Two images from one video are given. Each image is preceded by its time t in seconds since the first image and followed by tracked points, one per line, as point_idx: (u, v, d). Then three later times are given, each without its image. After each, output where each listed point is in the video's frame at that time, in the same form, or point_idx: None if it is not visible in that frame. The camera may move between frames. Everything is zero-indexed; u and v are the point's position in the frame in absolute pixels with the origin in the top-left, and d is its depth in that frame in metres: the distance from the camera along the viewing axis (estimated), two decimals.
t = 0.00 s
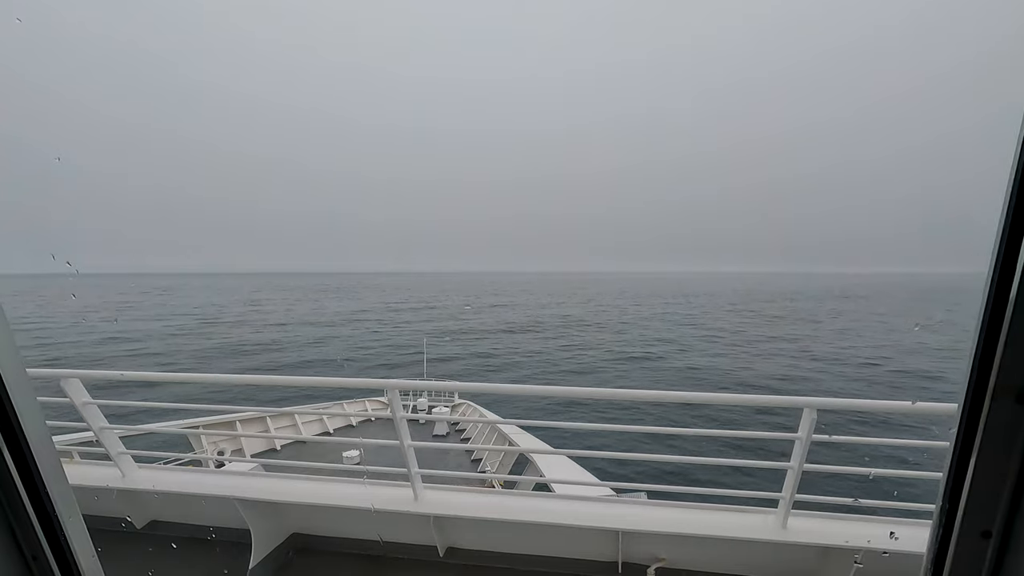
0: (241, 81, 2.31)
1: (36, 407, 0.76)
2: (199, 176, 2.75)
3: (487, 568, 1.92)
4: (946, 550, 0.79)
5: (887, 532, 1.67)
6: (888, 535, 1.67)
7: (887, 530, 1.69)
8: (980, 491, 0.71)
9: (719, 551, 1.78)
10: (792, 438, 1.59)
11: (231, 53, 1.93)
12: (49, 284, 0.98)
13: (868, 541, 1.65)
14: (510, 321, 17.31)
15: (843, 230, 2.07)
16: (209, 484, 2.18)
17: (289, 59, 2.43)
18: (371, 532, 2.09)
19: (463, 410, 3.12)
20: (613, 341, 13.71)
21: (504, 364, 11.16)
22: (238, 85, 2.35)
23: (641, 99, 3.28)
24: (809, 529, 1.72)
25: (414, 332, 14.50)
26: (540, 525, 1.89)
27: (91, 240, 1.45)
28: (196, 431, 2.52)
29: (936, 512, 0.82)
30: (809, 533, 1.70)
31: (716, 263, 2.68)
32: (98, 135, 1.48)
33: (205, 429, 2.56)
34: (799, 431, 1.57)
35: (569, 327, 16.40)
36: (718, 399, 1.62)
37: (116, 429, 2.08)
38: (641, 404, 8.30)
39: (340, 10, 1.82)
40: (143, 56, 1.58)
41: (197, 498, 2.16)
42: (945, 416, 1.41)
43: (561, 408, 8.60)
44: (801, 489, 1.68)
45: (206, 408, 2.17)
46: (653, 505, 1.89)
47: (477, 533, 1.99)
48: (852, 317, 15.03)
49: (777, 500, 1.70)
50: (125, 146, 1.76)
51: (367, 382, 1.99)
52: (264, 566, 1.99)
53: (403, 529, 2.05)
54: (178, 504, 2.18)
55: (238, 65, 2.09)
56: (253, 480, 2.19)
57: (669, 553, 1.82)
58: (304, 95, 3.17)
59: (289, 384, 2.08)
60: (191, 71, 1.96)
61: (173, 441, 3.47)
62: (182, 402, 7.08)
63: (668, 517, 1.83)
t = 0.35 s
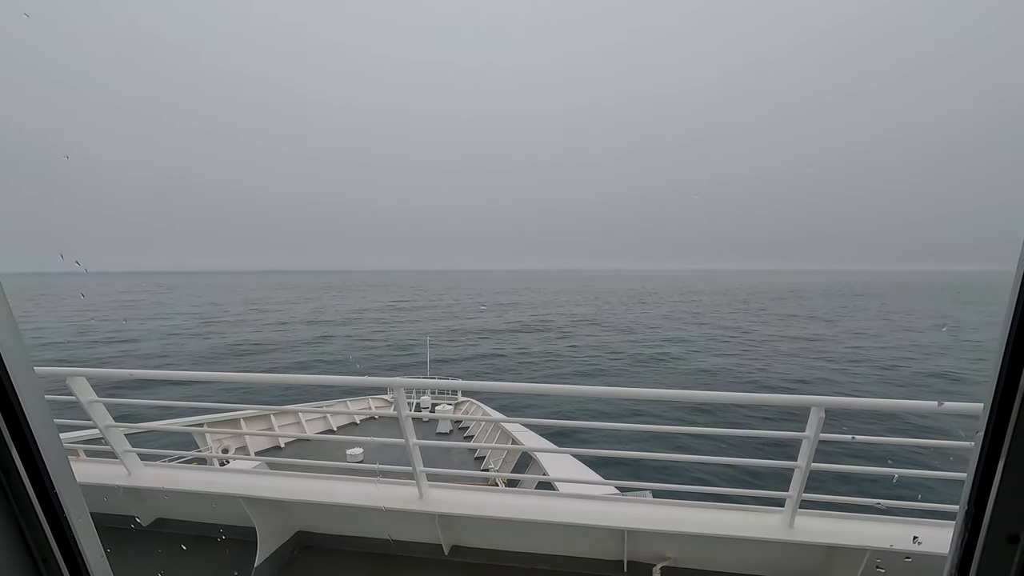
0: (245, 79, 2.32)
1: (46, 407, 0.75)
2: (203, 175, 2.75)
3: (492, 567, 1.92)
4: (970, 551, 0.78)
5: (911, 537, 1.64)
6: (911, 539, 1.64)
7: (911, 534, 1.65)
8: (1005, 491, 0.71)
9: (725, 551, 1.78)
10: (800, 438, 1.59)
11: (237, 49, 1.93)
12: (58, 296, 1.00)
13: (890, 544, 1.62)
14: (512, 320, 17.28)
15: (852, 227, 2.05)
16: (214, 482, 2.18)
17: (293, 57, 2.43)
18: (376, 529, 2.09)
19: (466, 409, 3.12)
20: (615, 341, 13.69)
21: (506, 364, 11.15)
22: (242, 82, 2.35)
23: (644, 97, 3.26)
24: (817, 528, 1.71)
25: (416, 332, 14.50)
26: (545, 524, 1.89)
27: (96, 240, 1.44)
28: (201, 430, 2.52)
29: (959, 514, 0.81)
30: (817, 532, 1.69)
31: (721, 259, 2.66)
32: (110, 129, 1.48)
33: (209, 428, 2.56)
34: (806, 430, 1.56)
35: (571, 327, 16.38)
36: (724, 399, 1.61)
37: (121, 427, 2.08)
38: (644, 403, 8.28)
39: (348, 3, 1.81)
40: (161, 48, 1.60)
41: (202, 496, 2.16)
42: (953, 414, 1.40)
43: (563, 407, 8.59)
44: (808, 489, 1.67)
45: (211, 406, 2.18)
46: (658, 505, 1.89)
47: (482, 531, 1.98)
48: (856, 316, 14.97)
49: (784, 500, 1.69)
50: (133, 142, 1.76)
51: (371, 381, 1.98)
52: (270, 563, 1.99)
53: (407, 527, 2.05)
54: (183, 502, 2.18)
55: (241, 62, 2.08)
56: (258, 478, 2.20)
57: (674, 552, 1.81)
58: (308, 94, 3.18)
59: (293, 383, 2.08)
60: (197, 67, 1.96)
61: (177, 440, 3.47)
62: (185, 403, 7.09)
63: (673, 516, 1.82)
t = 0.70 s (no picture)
0: (248, 75, 2.31)
1: (52, 405, 0.76)
2: (207, 175, 2.75)
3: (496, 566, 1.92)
4: (990, 556, 0.77)
5: (934, 532, 1.65)
6: (934, 535, 1.65)
7: (933, 529, 1.67)
8: None
9: (731, 550, 1.77)
10: (806, 436, 1.58)
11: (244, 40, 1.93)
12: (73, 294, 1.01)
13: (912, 540, 1.62)
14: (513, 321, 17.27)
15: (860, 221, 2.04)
16: (218, 481, 2.18)
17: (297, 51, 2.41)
18: (380, 528, 2.09)
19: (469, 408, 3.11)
20: (617, 342, 13.68)
21: (507, 365, 11.14)
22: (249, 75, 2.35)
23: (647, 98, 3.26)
24: (823, 527, 1.71)
25: (418, 333, 14.48)
26: (549, 523, 1.89)
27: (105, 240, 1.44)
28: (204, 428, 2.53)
29: (977, 519, 0.80)
30: (823, 531, 1.69)
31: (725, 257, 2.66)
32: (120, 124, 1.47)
33: (212, 427, 2.56)
34: (812, 429, 1.55)
35: (573, 329, 16.34)
36: (729, 397, 1.61)
37: (124, 425, 2.08)
38: (646, 403, 8.27)
39: None
40: (172, 46, 1.60)
41: (206, 494, 2.17)
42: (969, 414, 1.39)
43: (565, 408, 8.57)
44: (814, 487, 1.66)
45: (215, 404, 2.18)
46: (663, 504, 1.88)
47: (486, 530, 1.98)
48: (860, 318, 14.90)
49: (790, 499, 1.69)
50: (140, 138, 1.75)
51: (375, 379, 1.98)
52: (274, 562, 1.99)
53: (412, 526, 2.05)
54: (187, 501, 2.18)
55: (245, 57, 2.08)
56: (262, 477, 2.20)
57: (679, 551, 1.81)
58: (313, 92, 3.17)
59: (297, 381, 2.08)
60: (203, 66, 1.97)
61: (180, 439, 3.48)
62: (188, 405, 7.09)
63: (678, 514, 1.82)
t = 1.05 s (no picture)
0: (250, 79, 2.32)
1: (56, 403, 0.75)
2: (210, 179, 2.75)
3: (498, 567, 1.91)
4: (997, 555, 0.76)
5: (946, 531, 1.66)
6: (945, 535, 1.65)
7: (945, 529, 1.68)
8: None
9: (735, 552, 1.76)
10: (812, 437, 1.57)
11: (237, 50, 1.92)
12: (71, 287, 1.02)
13: (925, 541, 1.62)
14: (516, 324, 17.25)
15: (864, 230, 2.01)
16: (221, 481, 2.18)
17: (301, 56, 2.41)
18: (381, 529, 2.09)
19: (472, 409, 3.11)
20: (620, 345, 13.63)
21: (510, 368, 11.13)
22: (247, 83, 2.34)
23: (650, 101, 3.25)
24: (828, 529, 1.70)
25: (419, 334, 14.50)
26: (551, 524, 1.88)
27: (106, 237, 1.45)
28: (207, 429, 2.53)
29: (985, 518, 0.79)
30: (828, 533, 1.68)
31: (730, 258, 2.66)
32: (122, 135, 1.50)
33: (215, 427, 2.57)
34: (818, 430, 1.54)
35: (575, 331, 16.33)
36: (733, 397, 1.60)
37: (127, 425, 2.08)
38: (649, 405, 8.24)
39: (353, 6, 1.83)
40: (164, 55, 1.61)
41: (209, 494, 2.17)
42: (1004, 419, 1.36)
43: (568, 410, 8.56)
44: (819, 489, 1.65)
45: (219, 403, 2.18)
46: (666, 505, 1.87)
47: (489, 532, 1.98)
48: (862, 320, 14.85)
49: (794, 500, 1.68)
50: (137, 147, 1.76)
51: (378, 380, 1.98)
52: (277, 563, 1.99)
53: (414, 528, 2.04)
54: (189, 500, 2.18)
55: (236, 68, 2.07)
56: (265, 477, 2.20)
57: (682, 552, 1.80)
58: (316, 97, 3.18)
59: (300, 381, 2.08)
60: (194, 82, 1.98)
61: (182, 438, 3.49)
62: (190, 408, 7.10)
63: (682, 516, 1.81)
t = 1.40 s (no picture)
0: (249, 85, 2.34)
1: (50, 405, 0.76)
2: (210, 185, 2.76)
3: (496, 568, 1.91)
4: (979, 555, 0.77)
5: (919, 530, 1.66)
6: (920, 535, 1.65)
7: (920, 528, 1.68)
8: (1012, 497, 0.70)
9: (733, 554, 1.75)
10: (810, 439, 1.56)
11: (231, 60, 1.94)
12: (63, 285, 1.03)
13: (898, 541, 1.63)
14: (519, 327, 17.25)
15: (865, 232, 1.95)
16: (222, 482, 2.20)
17: (300, 58, 2.40)
18: (380, 530, 2.09)
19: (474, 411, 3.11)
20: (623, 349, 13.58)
21: (512, 372, 11.12)
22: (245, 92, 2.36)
23: (655, 106, 3.25)
24: (825, 532, 1.69)
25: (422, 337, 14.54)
26: (550, 525, 1.88)
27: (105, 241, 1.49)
28: (209, 430, 2.55)
29: (969, 519, 0.80)
30: (826, 536, 1.67)
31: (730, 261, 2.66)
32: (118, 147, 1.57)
33: (217, 427, 2.58)
34: (816, 432, 1.54)
35: (577, 335, 16.32)
36: (731, 399, 1.60)
37: (128, 426, 2.10)
38: (652, 408, 8.21)
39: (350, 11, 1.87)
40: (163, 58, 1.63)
41: (210, 495, 2.18)
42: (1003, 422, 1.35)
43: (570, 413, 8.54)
44: (818, 491, 1.65)
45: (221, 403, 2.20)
46: (665, 507, 1.87)
47: (488, 533, 1.98)
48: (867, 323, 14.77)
49: (793, 503, 1.67)
50: (133, 153, 1.79)
51: (379, 381, 2.00)
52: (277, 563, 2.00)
53: (414, 529, 2.04)
54: (189, 500, 2.20)
55: (224, 78, 2.04)
56: (266, 478, 2.21)
57: (681, 555, 1.79)
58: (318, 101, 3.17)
59: (301, 382, 2.10)
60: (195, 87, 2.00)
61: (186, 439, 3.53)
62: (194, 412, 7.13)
63: (681, 519, 1.81)
